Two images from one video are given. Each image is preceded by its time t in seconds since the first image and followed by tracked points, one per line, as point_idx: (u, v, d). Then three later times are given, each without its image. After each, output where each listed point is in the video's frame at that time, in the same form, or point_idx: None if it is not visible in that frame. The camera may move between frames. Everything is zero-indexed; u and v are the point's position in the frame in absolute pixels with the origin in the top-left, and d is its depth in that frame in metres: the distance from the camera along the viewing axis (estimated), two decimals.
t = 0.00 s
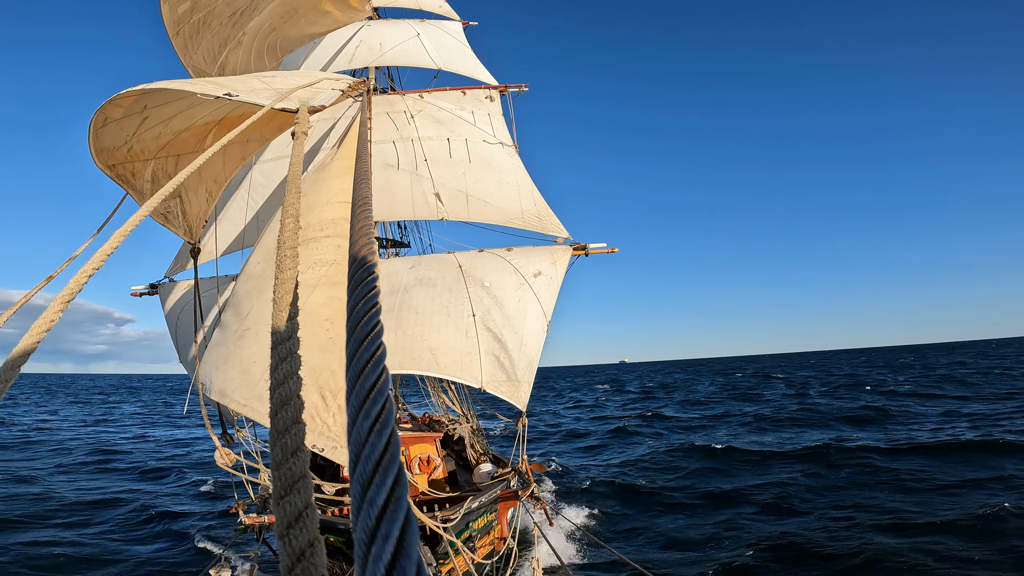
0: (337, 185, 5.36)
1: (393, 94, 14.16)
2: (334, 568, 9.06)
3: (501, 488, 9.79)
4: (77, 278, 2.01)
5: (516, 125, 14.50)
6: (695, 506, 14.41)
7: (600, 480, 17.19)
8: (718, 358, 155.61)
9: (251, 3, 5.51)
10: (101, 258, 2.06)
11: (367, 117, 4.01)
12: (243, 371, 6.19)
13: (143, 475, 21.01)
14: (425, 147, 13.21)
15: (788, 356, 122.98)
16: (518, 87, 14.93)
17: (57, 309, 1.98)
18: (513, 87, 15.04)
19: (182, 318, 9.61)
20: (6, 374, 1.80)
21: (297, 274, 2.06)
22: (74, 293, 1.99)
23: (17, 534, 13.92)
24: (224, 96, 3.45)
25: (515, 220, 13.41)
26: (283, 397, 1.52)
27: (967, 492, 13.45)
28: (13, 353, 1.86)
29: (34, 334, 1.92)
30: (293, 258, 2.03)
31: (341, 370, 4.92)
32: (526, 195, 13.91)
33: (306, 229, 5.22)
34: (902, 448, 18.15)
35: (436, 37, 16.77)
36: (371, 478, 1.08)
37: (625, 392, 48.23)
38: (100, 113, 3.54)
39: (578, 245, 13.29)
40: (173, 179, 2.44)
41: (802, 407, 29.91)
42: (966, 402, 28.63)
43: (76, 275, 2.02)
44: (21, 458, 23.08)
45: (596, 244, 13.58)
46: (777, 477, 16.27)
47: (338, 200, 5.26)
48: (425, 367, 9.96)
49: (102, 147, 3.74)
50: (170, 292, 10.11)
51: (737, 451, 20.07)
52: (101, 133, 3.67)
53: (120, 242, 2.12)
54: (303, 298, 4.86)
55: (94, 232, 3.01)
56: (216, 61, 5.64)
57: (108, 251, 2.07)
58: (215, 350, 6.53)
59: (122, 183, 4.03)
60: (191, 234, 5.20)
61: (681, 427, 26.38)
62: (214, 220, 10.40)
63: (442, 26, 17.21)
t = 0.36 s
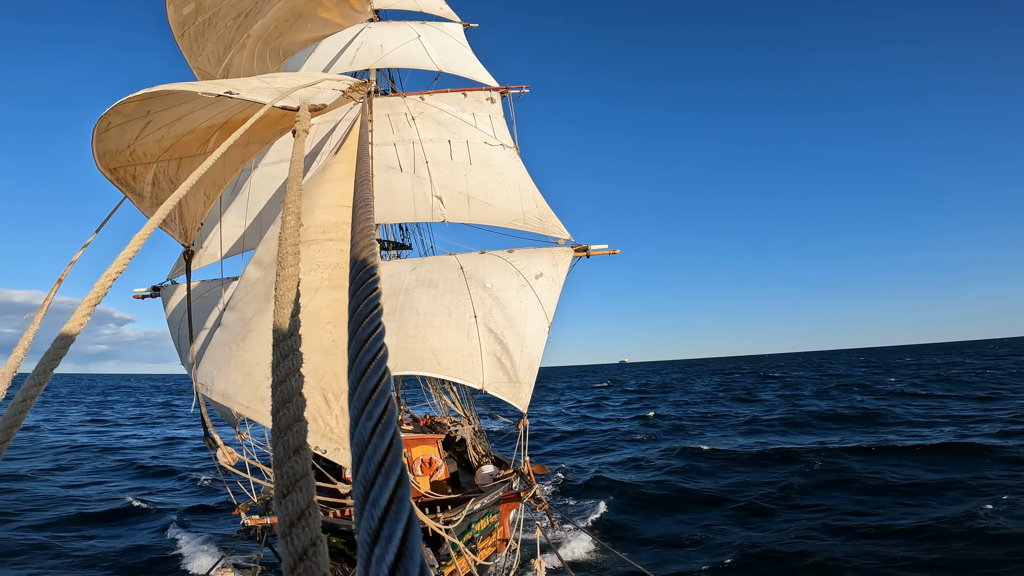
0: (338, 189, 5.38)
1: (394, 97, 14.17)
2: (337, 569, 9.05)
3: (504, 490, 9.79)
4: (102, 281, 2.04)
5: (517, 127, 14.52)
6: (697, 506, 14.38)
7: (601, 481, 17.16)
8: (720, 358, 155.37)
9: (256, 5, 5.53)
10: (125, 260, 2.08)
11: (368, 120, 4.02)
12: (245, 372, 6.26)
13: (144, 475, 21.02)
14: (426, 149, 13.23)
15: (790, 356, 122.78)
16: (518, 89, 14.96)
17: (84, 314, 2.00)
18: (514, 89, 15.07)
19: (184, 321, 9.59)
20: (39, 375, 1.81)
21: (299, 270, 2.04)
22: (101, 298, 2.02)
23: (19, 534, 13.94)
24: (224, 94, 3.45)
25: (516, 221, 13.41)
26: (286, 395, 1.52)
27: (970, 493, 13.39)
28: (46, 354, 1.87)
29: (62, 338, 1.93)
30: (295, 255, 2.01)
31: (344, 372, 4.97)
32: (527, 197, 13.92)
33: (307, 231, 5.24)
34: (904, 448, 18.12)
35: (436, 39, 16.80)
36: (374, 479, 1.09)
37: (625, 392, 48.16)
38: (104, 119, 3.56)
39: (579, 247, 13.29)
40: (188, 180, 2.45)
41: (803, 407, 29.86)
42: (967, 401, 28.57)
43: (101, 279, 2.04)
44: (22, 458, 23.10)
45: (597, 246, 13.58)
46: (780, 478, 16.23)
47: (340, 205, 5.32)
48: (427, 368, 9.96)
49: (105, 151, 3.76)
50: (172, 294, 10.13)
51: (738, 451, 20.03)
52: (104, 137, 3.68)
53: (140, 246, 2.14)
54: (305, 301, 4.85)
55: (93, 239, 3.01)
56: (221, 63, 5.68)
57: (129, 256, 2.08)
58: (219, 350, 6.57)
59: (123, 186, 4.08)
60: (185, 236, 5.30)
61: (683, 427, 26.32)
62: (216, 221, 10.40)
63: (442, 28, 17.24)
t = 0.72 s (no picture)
0: (339, 191, 5.39)
1: (396, 97, 14.17)
2: (338, 569, 9.05)
3: (505, 490, 9.77)
4: (85, 274, 2.03)
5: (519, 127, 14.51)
6: (699, 506, 14.35)
7: (603, 482, 17.15)
8: (721, 359, 155.07)
9: (257, 5, 5.56)
10: (109, 255, 2.08)
11: (369, 121, 4.02)
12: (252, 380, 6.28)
13: (146, 475, 21.02)
14: (428, 149, 13.24)
15: (792, 356, 122.47)
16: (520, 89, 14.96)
17: (66, 308, 2.01)
18: (516, 90, 15.07)
19: (186, 322, 9.61)
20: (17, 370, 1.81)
21: (299, 271, 2.05)
22: (83, 291, 2.02)
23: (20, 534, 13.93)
24: (225, 93, 3.45)
25: (518, 222, 13.40)
26: (286, 395, 1.52)
27: (974, 493, 13.34)
28: (24, 348, 1.88)
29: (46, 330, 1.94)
30: (295, 256, 2.02)
31: (345, 375, 4.96)
32: (529, 197, 13.91)
33: (309, 235, 5.26)
34: (907, 448, 18.06)
35: (439, 40, 16.81)
36: (376, 479, 1.09)
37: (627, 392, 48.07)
38: (103, 116, 3.57)
39: (582, 247, 13.26)
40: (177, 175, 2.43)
41: (805, 408, 29.79)
42: (971, 401, 28.45)
43: (85, 271, 2.04)
44: (24, 458, 23.12)
45: (599, 247, 13.56)
46: (782, 478, 16.18)
47: (342, 206, 5.34)
48: (428, 368, 9.96)
49: (107, 149, 3.78)
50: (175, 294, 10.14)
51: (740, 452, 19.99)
52: (107, 136, 3.70)
53: (126, 240, 2.14)
54: (307, 305, 4.86)
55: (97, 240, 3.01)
56: (223, 63, 5.68)
57: (114, 249, 2.09)
58: (225, 355, 6.59)
59: (126, 186, 4.08)
60: (189, 234, 5.29)
61: (685, 428, 26.28)
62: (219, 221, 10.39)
63: (444, 28, 17.25)
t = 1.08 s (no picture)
0: (342, 190, 5.38)
1: (399, 96, 14.16)
2: (337, 566, 9.06)
3: (505, 489, 9.77)
4: (82, 258, 2.07)
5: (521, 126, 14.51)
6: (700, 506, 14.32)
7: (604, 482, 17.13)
8: (722, 359, 154.96)
9: (258, 3, 5.53)
10: (107, 239, 2.12)
11: (372, 119, 3.99)
12: (254, 377, 6.22)
13: (147, 475, 21.03)
14: (431, 148, 13.23)
15: (793, 357, 122.32)
16: (523, 88, 14.98)
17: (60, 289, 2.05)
18: (519, 88, 15.08)
19: (188, 318, 9.63)
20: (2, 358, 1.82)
21: (303, 267, 2.02)
22: (78, 274, 2.04)
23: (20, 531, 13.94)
24: (231, 90, 3.45)
25: (520, 221, 13.37)
26: (288, 390, 1.52)
27: (975, 491, 13.31)
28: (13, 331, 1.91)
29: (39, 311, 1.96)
30: (298, 251, 2.00)
31: (347, 374, 4.95)
32: (531, 196, 13.89)
33: (312, 235, 5.23)
34: (907, 447, 18.02)
35: (441, 38, 16.80)
36: (376, 476, 1.08)
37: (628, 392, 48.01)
38: (108, 113, 3.58)
39: (583, 246, 13.25)
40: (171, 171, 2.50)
41: (806, 407, 29.75)
42: (973, 399, 28.37)
43: (81, 255, 2.07)
44: (24, 458, 23.09)
45: (601, 246, 13.54)
46: (783, 477, 16.15)
47: (344, 207, 5.32)
48: (429, 366, 9.97)
49: (112, 144, 3.79)
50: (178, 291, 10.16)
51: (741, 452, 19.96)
52: (111, 131, 3.71)
53: (126, 225, 2.18)
54: (309, 305, 4.85)
55: (95, 229, 3.01)
56: (223, 62, 5.61)
57: (114, 233, 2.13)
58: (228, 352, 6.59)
59: (129, 181, 4.07)
60: (193, 231, 5.29)
61: (686, 428, 26.25)
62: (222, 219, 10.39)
63: (447, 27, 17.24)
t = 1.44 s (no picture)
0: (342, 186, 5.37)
1: (402, 92, 14.13)
2: (335, 563, 9.06)
3: (503, 487, 9.76)
4: (87, 255, 2.00)
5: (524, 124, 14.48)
6: (699, 505, 14.31)
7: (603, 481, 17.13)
8: (722, 359, 155.01)
9: None
10: (112, 234, 2.09)
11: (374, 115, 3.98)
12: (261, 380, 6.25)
13: (147, 474, 21.04)
14: (433, 146, 13.21)
15: (793, 357, 122.38)
16: (527, 86, 14.95)
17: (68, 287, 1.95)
18: (522, 86, 15.05)
19: (188, 314, 9.65)
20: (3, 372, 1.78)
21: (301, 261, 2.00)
22: (84, 272, 1.97)
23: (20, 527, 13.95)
24: (232, 79, 3.43)
25: (522, 219, 13.34)
26: (287, 385, 1.51)
27: (975, 491, 13.29)
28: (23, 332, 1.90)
29: (47, 311, 1.92)
30: (298, 245, 1.99)
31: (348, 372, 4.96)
32: (532, 194, 13.87)
33: (314, 237, 5.23)
34: (907, 447, 18.02)
35: (445, 35, 16.76)
36: (373, 472, 1.06)
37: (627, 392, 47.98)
38: (109, 108, 3.56)
39: (584, 244, 13.23)
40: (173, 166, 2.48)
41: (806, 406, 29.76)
42: (973, 398, 28.36)
43: (86, 252, 2.01)
44: (24, 457, 23.07)
45: (602, 244, 13.52)
46: (782, 478, 16.13)
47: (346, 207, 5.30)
48: (430, 364, 9.99)
49: (115, 140, 3.76)
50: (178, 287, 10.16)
51: (741, 452, 19.96)
52: (112, 128, 3.69)
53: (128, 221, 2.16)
54: (310, 304, 4.86)
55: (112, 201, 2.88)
56: (228, 57, 5.59)
57: (116, 229, 2.08)
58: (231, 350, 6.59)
59: (134, 177, 4.05)
60: (200, 226, 5.26)
61: (685, 427, 26.25)
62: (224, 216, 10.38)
63: (451, 24, 17.20)
